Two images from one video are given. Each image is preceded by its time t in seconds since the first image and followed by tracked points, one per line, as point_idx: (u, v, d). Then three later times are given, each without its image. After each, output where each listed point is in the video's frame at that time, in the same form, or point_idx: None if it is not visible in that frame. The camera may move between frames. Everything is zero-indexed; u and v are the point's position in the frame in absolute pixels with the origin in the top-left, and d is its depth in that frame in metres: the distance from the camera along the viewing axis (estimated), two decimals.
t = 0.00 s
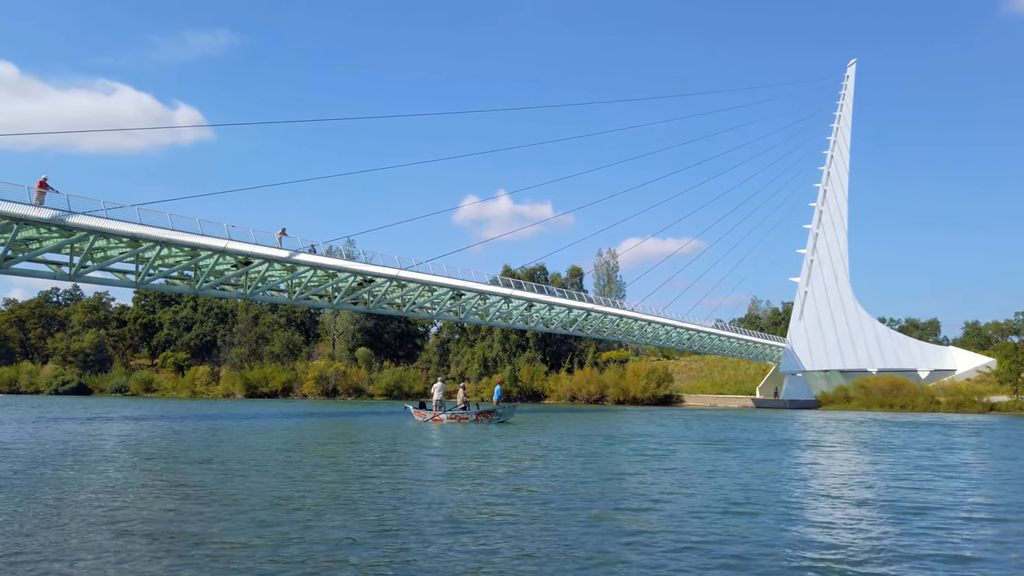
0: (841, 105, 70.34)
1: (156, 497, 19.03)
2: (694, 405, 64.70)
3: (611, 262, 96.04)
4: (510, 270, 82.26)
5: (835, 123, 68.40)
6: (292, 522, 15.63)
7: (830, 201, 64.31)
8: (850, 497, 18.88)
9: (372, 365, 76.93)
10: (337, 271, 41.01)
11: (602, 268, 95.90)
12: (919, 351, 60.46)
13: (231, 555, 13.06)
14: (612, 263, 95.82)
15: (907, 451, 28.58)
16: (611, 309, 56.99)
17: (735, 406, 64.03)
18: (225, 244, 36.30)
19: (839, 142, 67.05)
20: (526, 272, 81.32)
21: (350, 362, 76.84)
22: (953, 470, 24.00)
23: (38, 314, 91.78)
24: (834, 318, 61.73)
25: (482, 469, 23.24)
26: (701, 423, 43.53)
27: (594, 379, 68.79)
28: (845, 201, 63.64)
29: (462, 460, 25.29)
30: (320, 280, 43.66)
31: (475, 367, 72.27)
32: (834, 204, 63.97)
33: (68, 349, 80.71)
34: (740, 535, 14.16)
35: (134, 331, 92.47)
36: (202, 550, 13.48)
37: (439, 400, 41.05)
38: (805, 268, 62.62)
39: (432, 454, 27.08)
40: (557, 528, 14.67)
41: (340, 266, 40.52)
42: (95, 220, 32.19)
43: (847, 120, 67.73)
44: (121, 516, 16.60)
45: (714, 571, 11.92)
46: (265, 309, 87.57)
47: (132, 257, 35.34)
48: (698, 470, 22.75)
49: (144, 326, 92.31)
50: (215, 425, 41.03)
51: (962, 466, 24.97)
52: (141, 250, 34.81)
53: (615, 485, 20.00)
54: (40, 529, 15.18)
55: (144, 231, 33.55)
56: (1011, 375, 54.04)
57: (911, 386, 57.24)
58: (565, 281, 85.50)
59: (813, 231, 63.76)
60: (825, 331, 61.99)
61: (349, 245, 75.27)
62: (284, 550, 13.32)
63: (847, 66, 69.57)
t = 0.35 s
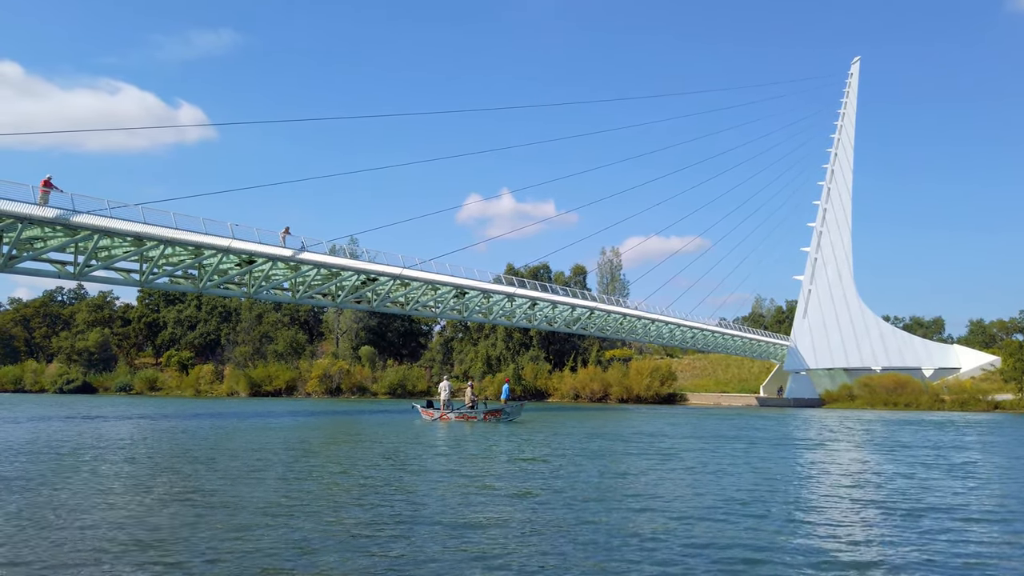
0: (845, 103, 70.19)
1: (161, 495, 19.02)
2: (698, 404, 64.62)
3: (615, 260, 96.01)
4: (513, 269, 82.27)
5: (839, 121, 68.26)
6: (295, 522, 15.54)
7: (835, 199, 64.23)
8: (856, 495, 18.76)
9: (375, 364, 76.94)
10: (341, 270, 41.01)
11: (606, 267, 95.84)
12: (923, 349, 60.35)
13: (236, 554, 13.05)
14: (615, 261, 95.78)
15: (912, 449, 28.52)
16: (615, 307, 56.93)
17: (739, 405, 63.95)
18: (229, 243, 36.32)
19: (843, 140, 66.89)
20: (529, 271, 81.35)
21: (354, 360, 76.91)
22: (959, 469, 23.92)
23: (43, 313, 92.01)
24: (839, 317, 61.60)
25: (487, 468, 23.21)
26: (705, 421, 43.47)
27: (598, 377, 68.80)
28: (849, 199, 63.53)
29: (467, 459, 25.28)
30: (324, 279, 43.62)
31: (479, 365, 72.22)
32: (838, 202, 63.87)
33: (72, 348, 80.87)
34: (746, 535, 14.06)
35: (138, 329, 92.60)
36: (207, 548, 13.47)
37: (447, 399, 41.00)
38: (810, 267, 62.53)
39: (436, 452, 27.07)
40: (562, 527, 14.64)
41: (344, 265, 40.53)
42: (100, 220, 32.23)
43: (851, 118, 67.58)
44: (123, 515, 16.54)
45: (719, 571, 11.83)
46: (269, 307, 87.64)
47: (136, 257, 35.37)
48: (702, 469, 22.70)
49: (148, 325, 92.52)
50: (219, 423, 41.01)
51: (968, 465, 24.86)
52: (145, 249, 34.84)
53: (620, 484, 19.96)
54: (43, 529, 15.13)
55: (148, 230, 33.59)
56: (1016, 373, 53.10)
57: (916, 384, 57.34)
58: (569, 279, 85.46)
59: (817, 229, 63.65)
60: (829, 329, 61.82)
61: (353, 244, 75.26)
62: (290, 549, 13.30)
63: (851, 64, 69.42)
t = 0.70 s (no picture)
0: (849, 102, 70.07)
1: (164, 495, 18.97)
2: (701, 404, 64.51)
3: (618, 259, 95.98)
4: (516, 269, 82.26)
5: (842, 120, 68.15)
6: (298, 522, 15.47)
7: (838, 198, 64.11)
8: (860, 496, 18.64)
9: (378, 364, 76.93)
10: (344, 270, 41.00)
11: (608, 267, 95.78)
12: (927, 349, 60.23)
13: (241, 553, 13.01)
14: (618, 261, 95.74)
15: (916, 449, 28.49)
16: (618, 307, 56.85)
17: (743, 404, 63.84)
18: (232, 243, 36.32)
19: (846, 139, 66.76)
20: (532, 271, 81.32)
21: (357, 360, 76.97)
22: (964, 468, 23.88)
23: (47, 313, 92.15)
24: (843, 316, 61.44)
25: (491, 468, 23.15)
26: (708, 421, 43.38)
27: (601, 377, 68.75)
28: (853, 199, 63.41)
29: (470, 459, 25.23)
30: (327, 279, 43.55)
31: (482, 365, 72.17)
32: (841, 201, 63.75)
33: (77, 349, 81.01)
34: (750, 535, 13.94)
35: (142, 330, 92.65)
36: (212, 548, 13.45)
37: (455, 399, 40.91)
38: (813, 266, 62.45)
39: (440, 453, 27.02)
40: (567, 527, 14.60)
41: (347, 265, 40.51)
42: (104, 220, 32.23)
43: (855, 117, 67.47)
44: (125, 515, 16.50)
45: (724, 572, 11.75)
46: (272, 307, 87.68)
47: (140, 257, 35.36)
48: (707, 469, 22.64)
49: (152, 325, 92.61)
50: (222, 423, 40.97)
51: (972, 464, 24.83)
52: (149, 249, 34.85)
53: (625, 484, 19.91)
54: (44, 529, 15.08)
55: (152, 230, 33.59)
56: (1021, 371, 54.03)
57: (919, 383, 57.15)
58: (571, 279, 85.43)
59: (821, 229, 63.52)
60: (833, 328, 61.44)
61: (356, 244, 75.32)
62: (295, 549, 13.26)
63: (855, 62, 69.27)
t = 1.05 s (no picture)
0: (853, 101, 69.87)
1: (169, 496, 18.94)
2: (705, 404, 64.39)
3: (621, 259, 95.90)
4: (519, 268, 82.21)
5: (846, 119, 67.93)
6: (300, 522, 15.42)
7: (842, 197, 63.96)
8: (865, 497, 18.56)
9: (382, 364, 76.90)
10: (347, 270, 40.98)
11: (612, 266, 95.69)
12: (933, 349, 59.61)
13: (245, 553, 13.01)
14: (621, 260, 95.65)
15: (921, 449, 28.40)
16: (621, 307, 56.73)
17: (747, 405, 63.74)
18: (236, 244, 36.32)
19: (850, 138, 66.57)
20: (535, 271, 81.25)
21: (360, 360, 76.92)
22: (968, 469, 23.77)
23: (51, 314, 92.27)
24: (846, 316, 61.30)
25: (494, 468, 23.12)
26: (712, 421, 43.30)
27: (604, 377, 68.65)
28: (856, 198, 63.22)
29: (474, 459, 25.17)
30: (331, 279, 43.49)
31: (485, 365, 72.11)
32: (845, 200, 63.56)
33: (81, 349, 81.14)
34: (752, 537, 13.88)
35: (146, 330, 92.71)
36: (212, 547, 13.44)
37: (463, 399, 40.89)
38: (817, 266, 62.39)
39: (444, 453, 26.97)
40: (570, 527, 14.59)
41: (350, 265, 40.49)
42: (108, 221, 32.22)
43: (859, 116, 67.26)
44: (128, 515, 16.48)
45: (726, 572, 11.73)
46: (276, 307, 87.72)
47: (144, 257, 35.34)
48: (711, 470, 22.58)
49: (156, 325, 92.74)
50: (226, 423, 40.96)
51: (977, 464, 24.74)
52: (153, 249, 34.82)
53: (628, 484, 19.86)
54: (48, 529, 15.06)
55: (156, 231, 33.57)
56: None
57: (924, 383, 56.84)
58: (575, 279, 85.32)
59: (824, 228, 63.39)
60: (836, 328, 61.47)
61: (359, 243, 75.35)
62: (297, 549, 13.24)
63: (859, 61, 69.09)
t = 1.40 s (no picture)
0: (856, 98, 69.71)
1: (173, 494, 18.94)
2: (708, 402, 64.32)
3: (623, 257, 95.80)
4: (521, 267, 82.14)
5: (849, 117, 67.77)
6: (299, 521, 15.37)
7: (845, 195, 63.85)
8: (867, 494, 18.56)
9: (384, 362, 76.89)
10: (350, 268, 40.96)
11: (614, 264, 95.59)
12: (936, 346, 59.42)
13: (250, 550, 13.03)
14: (624, 258, 95.54)
15: (924, 447, 28.34)
16: (623, 304, 56.64)
17: (750, 402, 63.67)
18: (239, 242, 36.32)
19: (853, 136, 66.41)
20: (538, 269, 81.22)
21: (363, 359, 76.88)
22: (971, 466, 23.72)
23: (55, 312, 92.40)
24: (849, 314, 61.21)
25: (497, 466, 23.11)
26: (716, 419, 43.28)
27: (607, 375, 68.58)
28: (860, 195, 63.08)
29: (477, 457, 25.14)
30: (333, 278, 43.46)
31: (488, 363, 72.09)
32: (848, 198, 63.43)
33: (85, 347, 81.26)
34: (754, 534, 13.82)
35: (149, 329, 92.71)
36: (216, 545, 13.44)
37: (469, 398, 40.88)
38: (820, 264, 62.34)
39: (447, 451, 26.95)
40: (573, 524, 14.60)
41: (352, 264, 40.47)
42: (111, 220, 32.24)
43: (862, 113, 67.09)
44: (131, 514, 16.45)
45: (729, 568, 11.76)
46: (279, 306, 87.73)
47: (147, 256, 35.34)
48: (714, 468, 22.57)
49: (159, 323, 92.83)
50: (229, 422, 40.98)
51: (980, 462, 24.69)
52: (156, 248, 34.82)
53: (631, 482, 19.87)
54: (52, 527, 15.07)
55: (158, 229, 33.57)
56: None
57: (927, 381, 56.68)
58: (577, 277, 85.23)
59: (827, 226, 63.29)
60: (840, 326, 61.41)
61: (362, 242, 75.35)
62: (301, 546, 13.25)
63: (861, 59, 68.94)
